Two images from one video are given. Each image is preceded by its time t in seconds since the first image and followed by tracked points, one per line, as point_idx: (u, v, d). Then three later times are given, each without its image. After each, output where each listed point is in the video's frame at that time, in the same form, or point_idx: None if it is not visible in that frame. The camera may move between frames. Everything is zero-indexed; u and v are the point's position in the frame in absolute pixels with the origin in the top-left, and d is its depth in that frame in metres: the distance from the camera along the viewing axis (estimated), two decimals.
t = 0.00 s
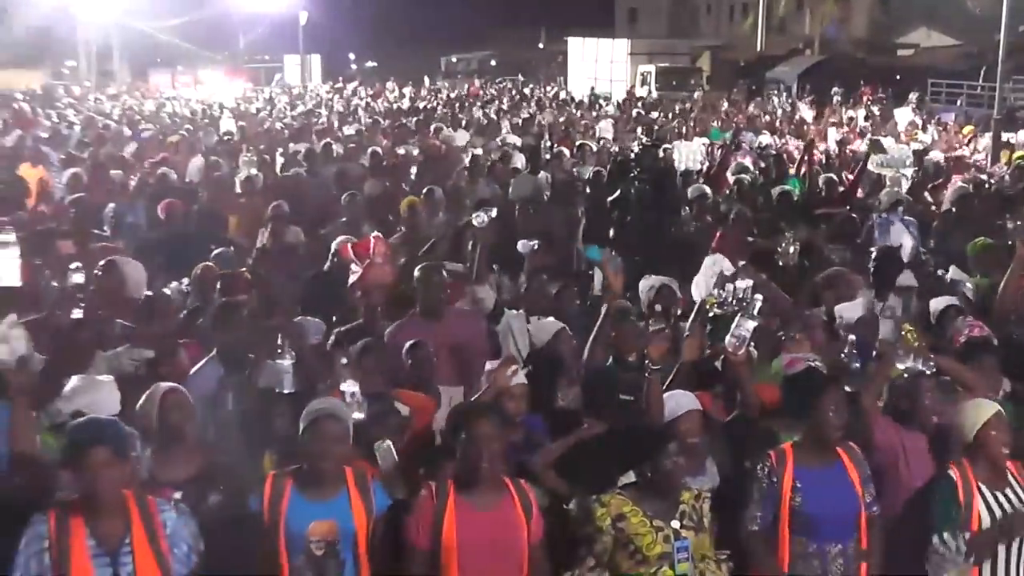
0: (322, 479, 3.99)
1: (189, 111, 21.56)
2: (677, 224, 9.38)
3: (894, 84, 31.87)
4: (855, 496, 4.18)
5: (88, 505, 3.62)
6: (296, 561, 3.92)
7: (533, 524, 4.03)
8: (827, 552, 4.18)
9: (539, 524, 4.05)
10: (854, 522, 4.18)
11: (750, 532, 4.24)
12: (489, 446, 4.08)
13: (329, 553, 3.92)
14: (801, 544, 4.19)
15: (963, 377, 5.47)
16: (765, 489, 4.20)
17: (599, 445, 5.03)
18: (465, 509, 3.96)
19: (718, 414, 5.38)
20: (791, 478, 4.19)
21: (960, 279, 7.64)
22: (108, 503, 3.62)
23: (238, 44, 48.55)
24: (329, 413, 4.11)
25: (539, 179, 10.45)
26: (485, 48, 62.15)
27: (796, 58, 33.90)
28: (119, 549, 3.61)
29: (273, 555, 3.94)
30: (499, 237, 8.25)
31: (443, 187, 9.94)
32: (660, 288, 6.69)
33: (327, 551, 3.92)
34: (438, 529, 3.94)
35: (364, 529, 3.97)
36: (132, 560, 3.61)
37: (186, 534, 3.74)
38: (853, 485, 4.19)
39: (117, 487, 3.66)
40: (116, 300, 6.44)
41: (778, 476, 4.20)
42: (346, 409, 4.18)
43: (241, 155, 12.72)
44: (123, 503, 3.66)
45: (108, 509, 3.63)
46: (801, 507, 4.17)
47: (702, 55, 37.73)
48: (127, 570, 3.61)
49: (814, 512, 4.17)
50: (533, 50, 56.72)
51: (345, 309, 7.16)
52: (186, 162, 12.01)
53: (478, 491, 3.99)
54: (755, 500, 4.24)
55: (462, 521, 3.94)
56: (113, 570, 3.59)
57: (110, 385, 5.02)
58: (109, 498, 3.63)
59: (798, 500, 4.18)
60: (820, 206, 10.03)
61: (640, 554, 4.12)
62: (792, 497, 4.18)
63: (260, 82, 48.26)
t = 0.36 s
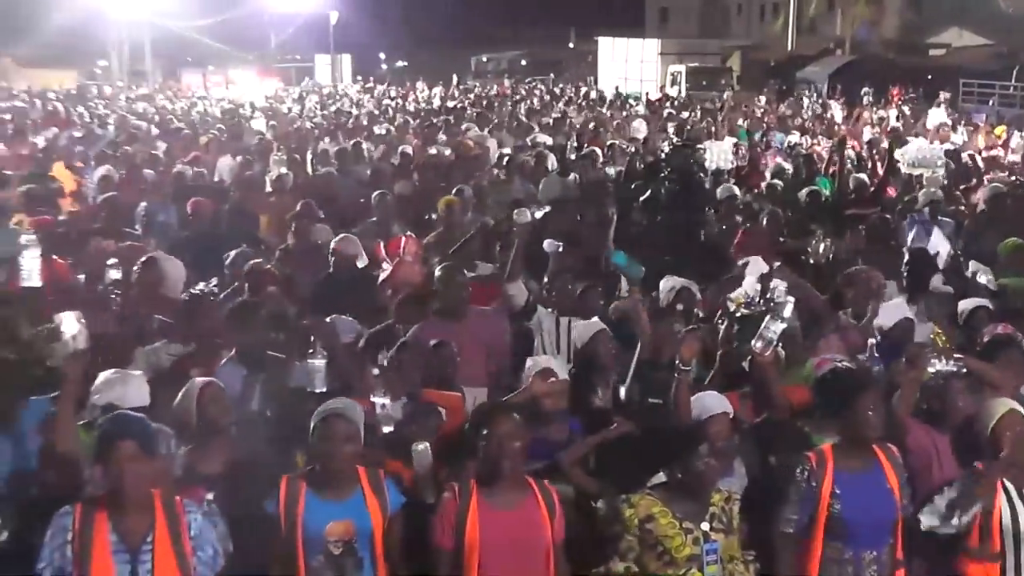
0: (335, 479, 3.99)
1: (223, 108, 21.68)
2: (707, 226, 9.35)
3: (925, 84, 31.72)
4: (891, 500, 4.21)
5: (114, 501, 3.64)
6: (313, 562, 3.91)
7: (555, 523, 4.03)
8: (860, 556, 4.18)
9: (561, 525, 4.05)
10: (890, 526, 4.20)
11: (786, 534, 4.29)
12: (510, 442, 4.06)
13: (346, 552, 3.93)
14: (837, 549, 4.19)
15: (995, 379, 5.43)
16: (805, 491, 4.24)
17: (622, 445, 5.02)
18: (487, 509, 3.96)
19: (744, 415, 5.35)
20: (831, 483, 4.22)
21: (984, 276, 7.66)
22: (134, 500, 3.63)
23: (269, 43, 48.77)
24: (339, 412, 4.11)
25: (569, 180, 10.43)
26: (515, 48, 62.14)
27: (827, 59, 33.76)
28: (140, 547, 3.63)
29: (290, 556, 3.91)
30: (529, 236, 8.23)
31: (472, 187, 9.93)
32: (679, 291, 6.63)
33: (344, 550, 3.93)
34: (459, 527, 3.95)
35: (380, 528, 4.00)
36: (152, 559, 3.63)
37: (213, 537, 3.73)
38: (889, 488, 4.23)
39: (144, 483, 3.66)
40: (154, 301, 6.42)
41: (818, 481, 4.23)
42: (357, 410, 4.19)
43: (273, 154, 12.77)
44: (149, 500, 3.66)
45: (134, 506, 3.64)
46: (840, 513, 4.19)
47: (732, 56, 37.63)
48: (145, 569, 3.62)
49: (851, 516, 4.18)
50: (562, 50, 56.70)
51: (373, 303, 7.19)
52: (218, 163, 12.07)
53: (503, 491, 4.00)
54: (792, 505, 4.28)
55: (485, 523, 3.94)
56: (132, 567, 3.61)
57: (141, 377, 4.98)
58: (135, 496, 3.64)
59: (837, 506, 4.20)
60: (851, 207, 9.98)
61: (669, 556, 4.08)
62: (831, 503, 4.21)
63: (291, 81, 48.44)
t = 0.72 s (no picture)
0: (342, 481, 3.91)
1: (256, 108, 21.79)
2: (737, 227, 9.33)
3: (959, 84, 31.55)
4: (925, 501, 4.12)
5: (129, 498, 3.55)
6: (326, 564, 3.82)
7: (573, 521, 4.01)
8: (894, 559, 4.08)
9: (578, 524, 4.04)
10: (924, 527, 4.13)
11: (821, 539, 4.14)
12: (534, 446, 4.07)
13: (360, 553, 3.84)
14: (871, 550, 4.09)
15: None
16: (837, 494, 4.10)
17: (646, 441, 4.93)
18: (506, 508, 3.97)
19: (773, 417, 5.32)
20: (863, 485, 4.09)
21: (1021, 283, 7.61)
22: (148, 498, 3.54)
23: (300, 43, 48.94)
24: (343, 412, 4.03)
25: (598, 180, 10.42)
26: (545, 47, 62.21)
27: (858, 58, 33.67)
28: (155, 546, 3.51)
29: (302, 560, 3.82)
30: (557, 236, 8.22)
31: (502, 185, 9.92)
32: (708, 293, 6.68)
33: (358, 551, 3.84)
34: (480, 527, 3.96)
35: (393, 526, 3.92)
36: (166, 557, 3.51)
37: (226, 538, 3.62)
38: (922, 490, 4.13)
39: (157, 482, 3.58)
40: (187, 305, 6.52)
41: (851, 483, 4.10)
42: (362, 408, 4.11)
43: (304, 154, 12.81)
44: (163, 500, 3.57)
45: (148, 504, 3.55)
46: (874, 515, 4.08)
47: (763, 56, 37.57)
48: (160, 568, 3.50)
49: (887, 519, 4.07)
50: (593, 50, 56.70)
51: (403, 303, 7.21)
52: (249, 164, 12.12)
53: (520, 491, 4.00)
54: (826, 506, 4.14)
55: (504, 522, 3.95)
56: (147, 567, 3.49)
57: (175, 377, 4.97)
58: (150, 492, 3.55)
59: (870, 508, 4.08)
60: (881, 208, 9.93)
61: (699, 560, 4.14)
62: (864, 505, 4.09)
63: (321, 81, 48.60)
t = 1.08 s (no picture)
0: (354, 480, 3.80)
1: (285, 108, 21.83)
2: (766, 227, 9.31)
3: (990, 83, 31.35)
4: (957, 504, 4.09)
5: (144, 496, 3.42)
6: (349, 565, 3.72)
7: (589, 523, 3.85)
8: (925, 563, 4.04)
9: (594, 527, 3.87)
10: (958, 529, 4.09)
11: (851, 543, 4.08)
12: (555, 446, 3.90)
13: (381, 552, 3.75)
14: (901, 555, 4.04)
15: None
16: (867, 499, 4.04)
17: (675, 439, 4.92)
18: (522, 513, 3.79)
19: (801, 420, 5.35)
20: (894, 489, 4.04)
21: None
22: (164, 496, 3.42)
23: (329, 44, 49.06)
24: (350, 412, 3.94)
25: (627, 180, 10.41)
26: (573, 47, 62.17)
27: (888, 58, 33.52)
28: (175, 542, 3.40)
29: (323, 563, 3.72)
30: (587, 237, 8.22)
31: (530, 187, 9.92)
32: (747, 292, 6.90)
33: (379, 550, 3.75)
34: (496, 532, 3.77)
35: (410, 521, 3.82)
36: (188, 554, 3.40)
37: (243, 530, 3.53)
38: (955, 494, 4.09)
39: (175, 479, 3.46)
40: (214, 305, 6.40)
41: (881, 487, 4.05)
42: (369, 406, 4.03)
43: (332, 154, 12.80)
44: (181, 499, 3.45)
45: (164, 502, 3.42)
46: (904, 520, 4.03)
47: (793, 56, 37.46)
48: (182, 564, 3.39)
49: (918, 524, 4.02)
50: (621, 48, 56.63)
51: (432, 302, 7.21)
52: (278, 164, 12.12)
53: (536, 494, 3.82)
54: (855, 511, 4.08)
55: (523, 527, 3.77)
56: (169, 564, 3.37)
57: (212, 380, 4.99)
58: (166, 489, 3.43)
59: (901, 512, 4.04)
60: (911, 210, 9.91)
61: (729, 563, 4.10)
62: (895, 510, 4.04)
63: (350, 82, 48.71)
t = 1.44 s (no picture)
0: (373, 480, 3.78)
1: (315, 108, 21.87)
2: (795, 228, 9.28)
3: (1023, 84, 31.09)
4: (989, 506, 4.04)
5: (171, 492, 3.45)
6: (371, 565, 3.69)
7: (604, 523, 3.86)
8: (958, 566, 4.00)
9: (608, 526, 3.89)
10: (988, 532, 4.03)
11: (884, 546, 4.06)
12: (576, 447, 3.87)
13: (403, 550, 3.74)
14: (933, 558, 4.00)
15: None
16: (898, 501, 4.02)
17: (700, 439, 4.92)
18: (542, 514, 3.79)
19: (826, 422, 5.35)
20: (926, 490, 4.01)
21: None
22: (190, 494, 3.45)
23: (359, 43, 49.13)
24: (365, 412, 3.92)
25: (655, 180, 10.39)
26: (602, 47, 62.06)
27: (919, 58, 33.30)
28: (203, 539, 3.43)
29: (346, 564, 3.69)
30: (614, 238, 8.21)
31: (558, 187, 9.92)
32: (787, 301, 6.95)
33: (401, 549, 3.73)
34: (515, 533, 3.76)
35: (430, 519, 3.82)
36: (216, 552, 3.42)
37: (267, 526, 3.57)
38: (987, 496, 4.05)
39: (201, 477, 3.48)
40: (226, 301, 6.42)
41: (913, 488, 4.01)
42: (383, 403, 4.01)
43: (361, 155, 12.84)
44: (207, 499, 3.47)
45: (191, 499, 3.45)
46: (937, 522, 4.00)
47: (823, 56, 37.28)
48: (211, 561, 3.41)
49: (951, 526, 3.99)
50: (651, 49, 56.48)
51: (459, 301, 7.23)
52: (307, 164, 12.15)
53: (554, 495, 3.83)
54: (886, 513, 4.06)
55: (541, 528, 3.77)
56: (198, 561, 3.40)
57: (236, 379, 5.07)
58: (193, 486, 3.46)
59: (933, 514, 4.00)
60: (941, 212, 9.86)
61: (745, 561, 4.11)
62: (927, 511, 4.01)
63: (380, 82, 48.81)
